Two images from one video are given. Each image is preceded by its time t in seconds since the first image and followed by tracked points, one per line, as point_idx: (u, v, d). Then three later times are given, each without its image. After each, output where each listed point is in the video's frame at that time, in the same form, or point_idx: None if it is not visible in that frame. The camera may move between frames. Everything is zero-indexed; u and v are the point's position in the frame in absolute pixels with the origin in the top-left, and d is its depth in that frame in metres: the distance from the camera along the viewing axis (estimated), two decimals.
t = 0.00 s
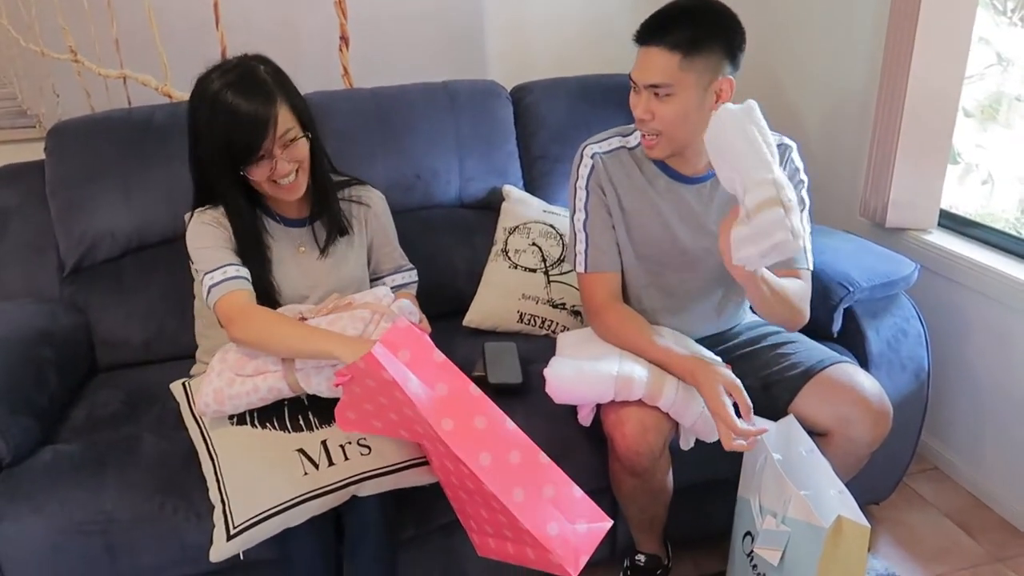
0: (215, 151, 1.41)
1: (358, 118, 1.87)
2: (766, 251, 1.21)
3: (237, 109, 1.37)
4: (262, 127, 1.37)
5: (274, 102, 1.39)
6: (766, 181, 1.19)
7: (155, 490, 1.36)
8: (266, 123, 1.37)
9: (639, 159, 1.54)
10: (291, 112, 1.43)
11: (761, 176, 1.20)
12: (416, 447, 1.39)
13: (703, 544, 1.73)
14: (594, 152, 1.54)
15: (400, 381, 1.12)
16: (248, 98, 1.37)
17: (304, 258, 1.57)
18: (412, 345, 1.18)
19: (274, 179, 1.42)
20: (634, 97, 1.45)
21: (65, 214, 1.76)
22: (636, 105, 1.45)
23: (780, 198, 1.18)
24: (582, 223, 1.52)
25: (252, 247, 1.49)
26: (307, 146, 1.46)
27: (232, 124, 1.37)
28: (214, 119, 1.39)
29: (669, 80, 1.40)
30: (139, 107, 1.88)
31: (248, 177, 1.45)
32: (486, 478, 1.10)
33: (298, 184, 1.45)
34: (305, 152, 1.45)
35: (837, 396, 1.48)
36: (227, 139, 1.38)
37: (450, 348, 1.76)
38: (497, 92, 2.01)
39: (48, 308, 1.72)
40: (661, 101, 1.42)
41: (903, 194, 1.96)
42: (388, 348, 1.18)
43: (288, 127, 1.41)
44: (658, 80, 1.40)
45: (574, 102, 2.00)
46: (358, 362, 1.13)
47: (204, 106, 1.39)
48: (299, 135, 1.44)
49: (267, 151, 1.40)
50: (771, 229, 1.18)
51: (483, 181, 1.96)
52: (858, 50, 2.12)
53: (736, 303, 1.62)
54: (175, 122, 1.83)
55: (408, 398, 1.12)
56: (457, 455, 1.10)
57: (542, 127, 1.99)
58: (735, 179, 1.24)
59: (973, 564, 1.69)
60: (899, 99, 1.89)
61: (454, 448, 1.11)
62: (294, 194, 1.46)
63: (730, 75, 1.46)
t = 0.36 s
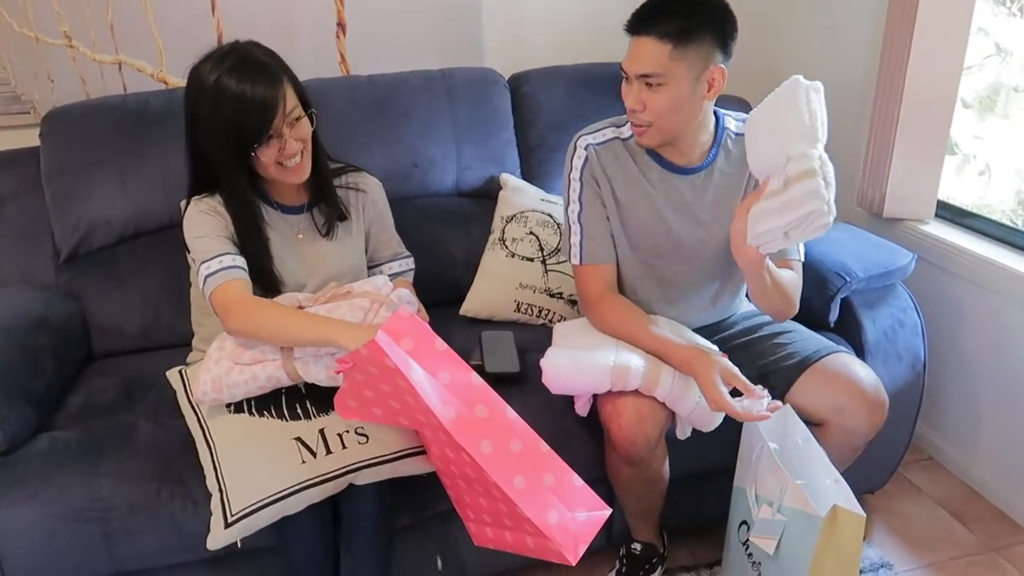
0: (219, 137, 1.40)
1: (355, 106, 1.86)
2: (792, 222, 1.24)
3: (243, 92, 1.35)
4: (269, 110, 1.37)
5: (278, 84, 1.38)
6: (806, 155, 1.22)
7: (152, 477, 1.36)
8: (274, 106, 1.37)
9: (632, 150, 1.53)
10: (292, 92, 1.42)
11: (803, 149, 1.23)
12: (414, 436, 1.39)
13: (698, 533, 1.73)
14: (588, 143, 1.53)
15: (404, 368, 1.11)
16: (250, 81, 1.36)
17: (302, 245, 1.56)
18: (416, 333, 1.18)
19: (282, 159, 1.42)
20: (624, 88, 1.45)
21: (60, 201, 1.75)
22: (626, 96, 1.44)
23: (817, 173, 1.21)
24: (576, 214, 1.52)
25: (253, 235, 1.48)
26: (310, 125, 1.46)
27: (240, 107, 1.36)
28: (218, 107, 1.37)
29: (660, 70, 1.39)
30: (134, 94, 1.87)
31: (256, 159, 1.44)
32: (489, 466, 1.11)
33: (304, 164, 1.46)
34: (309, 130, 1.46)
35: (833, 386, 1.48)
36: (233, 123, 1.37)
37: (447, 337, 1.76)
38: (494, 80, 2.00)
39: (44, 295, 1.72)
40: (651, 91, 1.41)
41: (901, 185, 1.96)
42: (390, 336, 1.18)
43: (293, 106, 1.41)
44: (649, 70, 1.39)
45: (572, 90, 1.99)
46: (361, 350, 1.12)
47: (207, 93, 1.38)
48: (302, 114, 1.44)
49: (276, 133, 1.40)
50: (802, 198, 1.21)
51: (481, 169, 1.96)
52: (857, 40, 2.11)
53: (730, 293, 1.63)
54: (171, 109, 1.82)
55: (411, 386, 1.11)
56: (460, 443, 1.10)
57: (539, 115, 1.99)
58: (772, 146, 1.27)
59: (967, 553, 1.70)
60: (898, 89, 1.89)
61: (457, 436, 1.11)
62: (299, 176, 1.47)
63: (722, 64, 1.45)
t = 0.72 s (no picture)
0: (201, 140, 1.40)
1: (354, 103, 1.86)
2: (815, 223, 1.24)
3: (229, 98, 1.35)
4: (251, 118, 1.36)
5: (265, 94, 1.38)
6: (829, 154, 1.22)
7: (153, 476, 1.36)
8: (257, 114, 1.36)
9: (632, 147, 1.53)
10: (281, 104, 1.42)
11: (822, 148, 1.22)
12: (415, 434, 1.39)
13: (699, 529, 1.74)
14: (588, 140, 1.53)
15: (411, 368, 1.11)
16: (238, 89, 1.36)
17: (295, 244, 1.55)
18: (421, 332, 1.17)
19: (261, 170, 1.41)
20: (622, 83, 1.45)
21: (59, 200, 1.75)
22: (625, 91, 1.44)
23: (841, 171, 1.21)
24: (577, 211, 1.51)
25: (232, 238, 1.49)
26: (296, 141, 1.45)
27: (218, 115, 1.36)
28: (203, 110, 1.37)
29: (659, 63, 1.39)
30: (132, 92, 1.86)
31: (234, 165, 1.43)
32: (496, 464, 1.11)
33: (285, 173, 1.44)
34: (294, 145, 1.44)
35: (833, 381, 1.48)
36: (214, 130, 1.37)
37: (447, 335, 1.76)
38: (493, 77, 1.99)
39: (43, 294, 1.71)
40: (648, 85, 1.41)
41: (900, 181, 1.96)
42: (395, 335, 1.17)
43: (277, 121, 1.40)
44: (647, 64, 1.39)
45: (571, 87, 1.99)
46: (367, 350, 1.11)
47: (195, 95, 1.38)
48: (289, 131, 1.43)
49: (253, 144, 1.38)
50: (828, 199, 1.21)
51: (480, 166, 1.95)
52: (856, 35, 2.11)
53: (730, 289, 1.63)
54: (169, 106, 1.81)
55: (418, 385, 1.10)
56: (467, 441, 1.11)
57: (538, 112, 1.98)
58: (790, 145, 1.25)
59: (967, 548, 1.70)
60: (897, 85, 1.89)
61: (465, 435, 1.11)
62: (280, 183, 1.46)
63: (721, 58, 1.45)
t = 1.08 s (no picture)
0: (191, 128, 1.40)
1: (355, 104, 1.86)
2: (836, 240, 1.22)
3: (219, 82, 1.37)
4: (243, 102, 1.38)
5: (257, 76, 1.40)
6: (852, 172, 1.20)
7: (153, 477, 1.36)
8: (247, 96, 1.38)
9: (636, 147, 1.53)
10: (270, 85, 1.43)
11: (845, 165, 1.21)
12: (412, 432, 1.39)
13: (699, 530, 1.74)
14: (591, 141, 1.53)
15: (395, 371, 1.10)
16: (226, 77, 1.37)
17: (279, 245, 1.55)
18: (408, 336, 1.18)
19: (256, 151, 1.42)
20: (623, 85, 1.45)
21: (59, 201, 1.74)
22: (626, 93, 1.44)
23: (865, 191, 1.19)
24: (579, 212, 1.51)
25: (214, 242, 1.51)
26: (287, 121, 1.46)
27: (203, 101, 1.37)
28: (193, 94, 1.38)
29: (662, 63, 1.39)
30: (133, 92, 1.86)
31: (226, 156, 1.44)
32: (486, 464, 1.11)
33: (280, 160, 1.46)
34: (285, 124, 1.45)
35: (834, 383, 1.48)
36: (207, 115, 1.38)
37: (448, 336, 1.76)
38: (493, 77, 1.99)
39: (44, 295, 1.71)
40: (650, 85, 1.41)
41: (901, 182, 1.96)
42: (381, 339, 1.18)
43: (269, 98, 1.42)
44: (649, 64, 1.39)
45: (572, 87, 1.99)
46: (352, 354, 1.11)
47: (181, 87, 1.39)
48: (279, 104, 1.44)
49: (248, 121, 1.40)
50: (851, 217, 1.19)
51: (480, 167, 1.95)
52: (857, 36, 2.11)
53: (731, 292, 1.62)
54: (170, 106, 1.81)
55: (404, 389, 1.10)
56: (456, 443, 1.11)
57: (539, 113, 1.98)
58: (810, 159, 1.23)
59: (966, 549, 1.70)
60: (898, 85, 1.89)
61: (452, 436, 1.11)
62: (275, 172, 1.47)
63: (723, 59, 1.44)
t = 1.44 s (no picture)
0: (221, 110, 1.41)
1: (361, 108, 1.86)
2: (802, 276, 1.26)
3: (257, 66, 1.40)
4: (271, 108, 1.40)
5: (287, 79, 1.42)
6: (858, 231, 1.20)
7: (156, 479, 1.36)
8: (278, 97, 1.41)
9: (641, 152, 1.53)
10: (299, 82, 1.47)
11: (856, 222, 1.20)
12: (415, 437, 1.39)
13: (702, 537, 1.73)
14: (596, 146, 1.53)
15: (399, 371, 1.12)
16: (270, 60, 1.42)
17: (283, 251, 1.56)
18: (412, 337, 1.20)
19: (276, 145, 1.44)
20: (657, 84, 1.43)
21: (65, 202, 1.75)
22: (665, 90, 1.42)
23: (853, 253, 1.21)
24: (583, 216, 1.52)
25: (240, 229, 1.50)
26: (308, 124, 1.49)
27: (234, 93, 1.39)
28: (222, 93, 1.40)
29: (696, 53, 1.39)
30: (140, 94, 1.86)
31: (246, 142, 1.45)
32: (489, 465, 1.11)
33: (295, 161, 1.48)
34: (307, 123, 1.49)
35: (839, 390, 1.48)
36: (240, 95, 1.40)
37: (452, 340, 1.76)
38: (499, 82, 2.00)
39: (49, 295, 1.72)
40: (690, 78, 1.41)
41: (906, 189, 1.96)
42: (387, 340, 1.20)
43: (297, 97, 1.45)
44: (690, 56, 1.39)
45: (577, 92, 1.99)
46: (357, 354, 1.14)
47: (209, 75, 1.40)
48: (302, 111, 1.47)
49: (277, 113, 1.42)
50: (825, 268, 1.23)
51: (485, 171, 1.95)
52: (863, 43, 2.11)
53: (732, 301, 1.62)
54: (177, 109, 1.81)
55: (408, 389, 1.12)
56: (459, 443, 1.11)
57: (544, 117, 1.99)
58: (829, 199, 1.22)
59: (970, 558, 1.70)
60: (903, 93, 1.89)
61: (455, 436, 1.12)
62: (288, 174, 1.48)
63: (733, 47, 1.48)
